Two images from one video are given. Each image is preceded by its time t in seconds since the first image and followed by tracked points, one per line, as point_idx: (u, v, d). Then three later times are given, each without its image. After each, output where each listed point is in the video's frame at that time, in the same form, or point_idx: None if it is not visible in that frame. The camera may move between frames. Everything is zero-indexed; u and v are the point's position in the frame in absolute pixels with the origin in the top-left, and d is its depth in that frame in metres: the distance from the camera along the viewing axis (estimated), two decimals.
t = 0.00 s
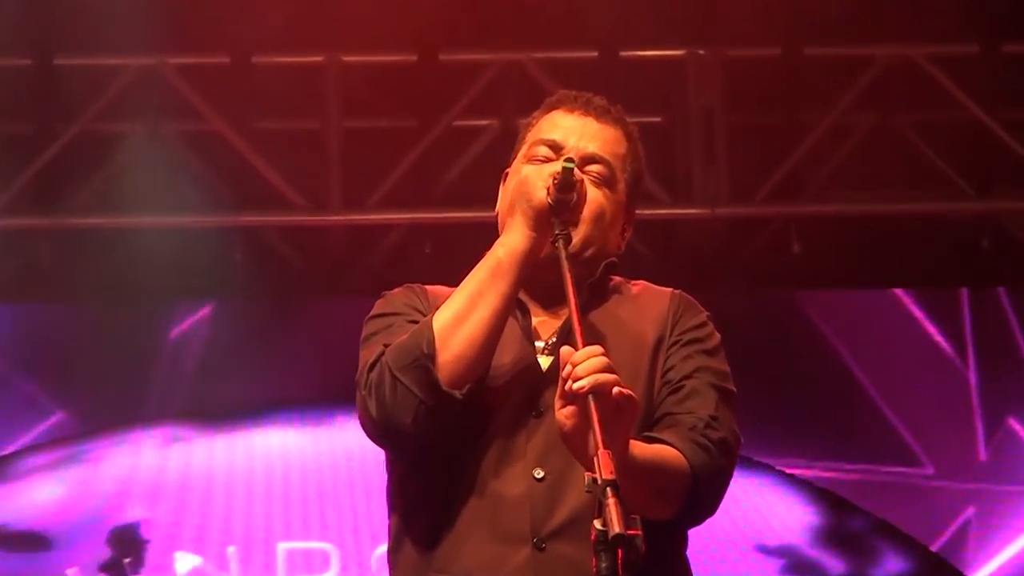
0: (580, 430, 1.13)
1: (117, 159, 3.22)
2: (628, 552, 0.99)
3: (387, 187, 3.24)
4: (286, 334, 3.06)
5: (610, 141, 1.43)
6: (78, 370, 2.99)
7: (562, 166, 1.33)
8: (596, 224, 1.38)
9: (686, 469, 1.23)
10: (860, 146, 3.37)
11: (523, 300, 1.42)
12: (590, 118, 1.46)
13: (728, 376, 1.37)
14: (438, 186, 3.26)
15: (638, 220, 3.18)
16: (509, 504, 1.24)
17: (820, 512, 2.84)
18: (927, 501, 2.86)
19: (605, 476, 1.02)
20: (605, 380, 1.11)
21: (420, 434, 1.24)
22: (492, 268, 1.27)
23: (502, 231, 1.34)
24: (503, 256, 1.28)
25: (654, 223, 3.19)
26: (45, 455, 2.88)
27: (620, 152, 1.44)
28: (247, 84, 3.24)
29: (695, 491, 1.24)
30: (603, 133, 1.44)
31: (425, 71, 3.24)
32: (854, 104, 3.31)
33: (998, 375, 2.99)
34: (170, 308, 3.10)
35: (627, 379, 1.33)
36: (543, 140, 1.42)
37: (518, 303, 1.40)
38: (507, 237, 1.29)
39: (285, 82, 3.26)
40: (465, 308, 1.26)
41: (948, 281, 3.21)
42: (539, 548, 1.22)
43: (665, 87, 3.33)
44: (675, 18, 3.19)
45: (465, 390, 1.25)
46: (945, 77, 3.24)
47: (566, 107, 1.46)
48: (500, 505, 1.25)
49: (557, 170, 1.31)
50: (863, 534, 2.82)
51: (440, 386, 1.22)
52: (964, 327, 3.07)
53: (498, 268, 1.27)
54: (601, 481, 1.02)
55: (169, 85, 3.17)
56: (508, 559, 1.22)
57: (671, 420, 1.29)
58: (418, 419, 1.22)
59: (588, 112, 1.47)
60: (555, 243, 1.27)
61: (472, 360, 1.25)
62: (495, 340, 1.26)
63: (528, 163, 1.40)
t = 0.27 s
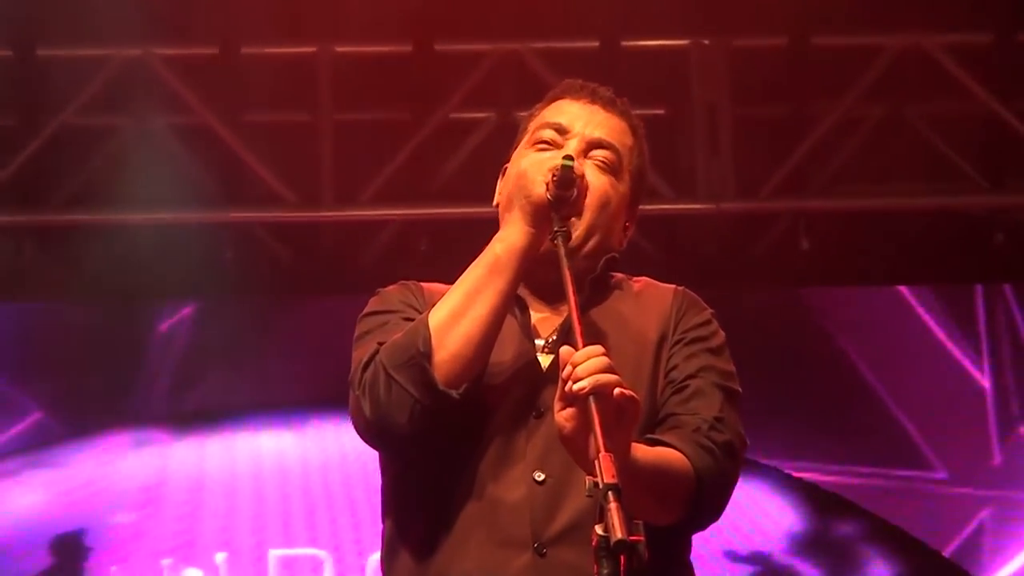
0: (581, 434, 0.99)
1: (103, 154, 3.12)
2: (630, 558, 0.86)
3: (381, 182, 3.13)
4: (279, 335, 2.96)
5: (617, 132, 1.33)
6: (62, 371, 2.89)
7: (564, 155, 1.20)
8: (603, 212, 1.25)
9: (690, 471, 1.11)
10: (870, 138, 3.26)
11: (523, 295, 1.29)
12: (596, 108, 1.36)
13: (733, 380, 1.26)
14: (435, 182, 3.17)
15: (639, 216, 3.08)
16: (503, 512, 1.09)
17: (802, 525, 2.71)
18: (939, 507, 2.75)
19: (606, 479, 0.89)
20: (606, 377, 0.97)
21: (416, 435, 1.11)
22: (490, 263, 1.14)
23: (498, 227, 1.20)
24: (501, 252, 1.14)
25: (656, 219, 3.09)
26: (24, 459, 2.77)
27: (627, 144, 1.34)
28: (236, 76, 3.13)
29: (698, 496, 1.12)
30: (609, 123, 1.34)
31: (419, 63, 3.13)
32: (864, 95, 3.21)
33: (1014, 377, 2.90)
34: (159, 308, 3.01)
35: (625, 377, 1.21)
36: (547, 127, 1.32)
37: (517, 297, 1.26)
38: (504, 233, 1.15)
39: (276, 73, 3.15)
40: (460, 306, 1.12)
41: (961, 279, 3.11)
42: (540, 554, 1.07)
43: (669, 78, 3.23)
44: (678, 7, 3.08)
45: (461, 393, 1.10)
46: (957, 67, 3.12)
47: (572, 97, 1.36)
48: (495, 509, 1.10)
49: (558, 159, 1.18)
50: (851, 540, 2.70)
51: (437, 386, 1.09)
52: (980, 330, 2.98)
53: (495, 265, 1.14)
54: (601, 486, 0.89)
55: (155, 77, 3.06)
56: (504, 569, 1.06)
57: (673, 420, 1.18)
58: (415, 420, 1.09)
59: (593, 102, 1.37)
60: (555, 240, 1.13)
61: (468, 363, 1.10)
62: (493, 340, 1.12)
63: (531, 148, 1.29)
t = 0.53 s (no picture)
0: (581, 439, 0.98)
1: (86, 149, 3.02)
2: (633, 566, 0.83)
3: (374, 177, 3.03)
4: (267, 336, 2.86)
5: (613, 120, 1.31)
6: (44, 373, 2.79)
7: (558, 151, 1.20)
8: (600, 199, 1.21)
9: (698, 475, 1.10)
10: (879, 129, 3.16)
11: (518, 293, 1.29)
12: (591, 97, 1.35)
13: (739, 380, 1.25)
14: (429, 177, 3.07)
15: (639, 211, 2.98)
16: (503, 517, 1.10)
17: (791, 523, 2.61)
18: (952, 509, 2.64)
19: (606, 486, 0.87)
20: (603, 381, 0.95)
21: (410, 441, 1.10)
22: (484, 263, 1.14)
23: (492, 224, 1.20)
24: (495, 252, 1.15)
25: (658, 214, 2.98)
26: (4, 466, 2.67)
27: (625, 131, 1.33)
28: (223, 68, 3.03)
29: (707, 500, 1.11)
30: (606, 112, 1.33)
31: (412, 55, 3.02)
32: (875, 87, 3.11)
33: None
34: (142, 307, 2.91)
35: (627, 380, 1.20)
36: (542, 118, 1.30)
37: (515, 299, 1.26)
38: (498, 231, 1.16)
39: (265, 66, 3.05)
40: (455, 307, 1.12)
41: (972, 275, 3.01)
42: (540, 561, 1.08)
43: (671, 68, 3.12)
44: None
45: (455, 396, 1.11)
46: (970, 57, 3.03)
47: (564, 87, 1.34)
48: (494, 516, 1.11)
49: (551, 157, 1.19)
50: (834, 547, 2.59)
51: (430, 392, 1.08)
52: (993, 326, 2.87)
53: (489, 265, 1.14)
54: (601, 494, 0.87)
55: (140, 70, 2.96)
56: None
57: (678, 424, 1.17)
58: (407, 425, 1.08)
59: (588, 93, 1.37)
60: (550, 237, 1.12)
61: (462, 364, 1.11)
62: (487, 341, 1.12)
63: (526, 138, 1.28)
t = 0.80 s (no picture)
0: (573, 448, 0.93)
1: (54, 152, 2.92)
2: None
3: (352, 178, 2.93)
4: (242, 345, 2.77)
5: (598, 119, 1.32)
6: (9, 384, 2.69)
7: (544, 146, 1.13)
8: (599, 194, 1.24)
9: (698, 482, 1.06)
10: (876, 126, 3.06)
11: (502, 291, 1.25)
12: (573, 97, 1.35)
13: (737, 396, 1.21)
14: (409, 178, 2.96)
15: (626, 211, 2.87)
16: (492, 521, 1.04)
17: (752, 538, 2.51)
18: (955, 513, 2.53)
19: (592, 495, 0.82)
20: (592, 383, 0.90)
21: (384, 450, 1.04)
22: (465, 267, 1.07)
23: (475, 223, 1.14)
24: (477, 253, 1.08)
25: (647, 213, 2.87)
26: None
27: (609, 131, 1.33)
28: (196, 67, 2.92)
29: (705, 510, 1.07)
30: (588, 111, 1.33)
31: (390, 51, 2.91)
32: (871, 80, 2.99)
33: None
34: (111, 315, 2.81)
35: (620, 390, 1.15)
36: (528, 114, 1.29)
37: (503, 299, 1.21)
38: (481, 234, 1.09)
39: (239, 65, 2.94)
40: (433, 312, 1.06)
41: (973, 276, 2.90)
42: (529, 568, 1.02)
43: (661, 63, 3.02)
44: None
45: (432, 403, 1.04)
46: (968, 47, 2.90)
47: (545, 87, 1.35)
48: (481, 521, 1.04)
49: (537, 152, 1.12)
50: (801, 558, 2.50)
51: (404, 397, 1.03)
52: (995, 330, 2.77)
53: (470, 268, 1.07)
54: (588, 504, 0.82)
55: (109, 69, 2.85)
56: None
57: (675, 431, 1.13)
58: (380, 434, 1.02)
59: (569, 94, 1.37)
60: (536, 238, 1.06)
61: (439, 372, 1.05)
62: (467, 346, 1.06)
63: (516, 138, 1.26)
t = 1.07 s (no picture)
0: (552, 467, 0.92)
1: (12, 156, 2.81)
2: None
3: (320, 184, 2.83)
4: (203, 357, 2.67)
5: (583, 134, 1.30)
6: None
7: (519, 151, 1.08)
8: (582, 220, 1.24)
9: (685, 496, 1.06)
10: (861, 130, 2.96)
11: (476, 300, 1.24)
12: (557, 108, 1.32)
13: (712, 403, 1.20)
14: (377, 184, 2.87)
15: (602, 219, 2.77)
16: (470, 543, 1.02)
17: None
18: (943, 523, 2.47)
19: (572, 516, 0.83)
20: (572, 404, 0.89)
21: (354, 472, 1.02)
22: (434, 279, 1.05)
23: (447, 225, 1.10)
24: (447, 265, 1.05)
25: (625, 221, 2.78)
26: None
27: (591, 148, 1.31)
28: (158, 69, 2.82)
29: (691, 523, 1.07)
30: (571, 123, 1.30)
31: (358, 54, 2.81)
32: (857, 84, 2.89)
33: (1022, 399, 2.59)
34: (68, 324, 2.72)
35: (600, 407, 1.13)
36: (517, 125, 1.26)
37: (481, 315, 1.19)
38: (451, 243, 1.05)
39: (203, 67, 2.84)
40: (404, 326, 1.03)
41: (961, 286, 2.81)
42: None
43: (641, 65, 2.92)
44: None
45: (402, 421, 1.02)
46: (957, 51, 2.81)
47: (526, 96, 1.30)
48: (459, 541, 1.03)
49: (512, 158, 1.07)
50: None
51: (374, 416, 1.00)
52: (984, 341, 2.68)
53: (440, 279, 1.05)
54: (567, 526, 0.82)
55: (67, 72, 2.75)
56: None
57: (657, 443, 1.12)
58: (349, 454, 1.01)
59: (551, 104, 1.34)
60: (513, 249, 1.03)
61: (412, 390, 1.02)
62: (439, 361, 1.04)
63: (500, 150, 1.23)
